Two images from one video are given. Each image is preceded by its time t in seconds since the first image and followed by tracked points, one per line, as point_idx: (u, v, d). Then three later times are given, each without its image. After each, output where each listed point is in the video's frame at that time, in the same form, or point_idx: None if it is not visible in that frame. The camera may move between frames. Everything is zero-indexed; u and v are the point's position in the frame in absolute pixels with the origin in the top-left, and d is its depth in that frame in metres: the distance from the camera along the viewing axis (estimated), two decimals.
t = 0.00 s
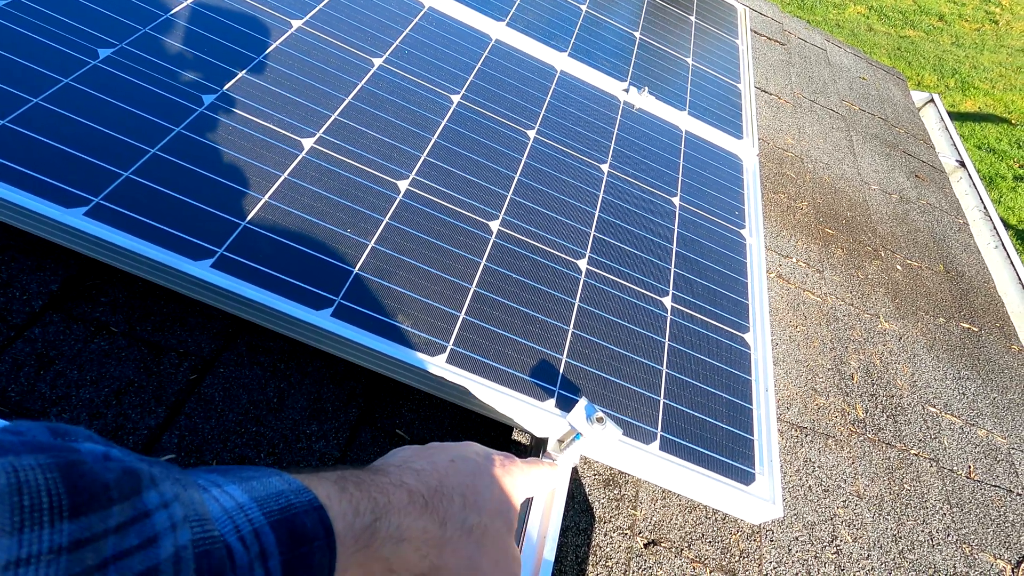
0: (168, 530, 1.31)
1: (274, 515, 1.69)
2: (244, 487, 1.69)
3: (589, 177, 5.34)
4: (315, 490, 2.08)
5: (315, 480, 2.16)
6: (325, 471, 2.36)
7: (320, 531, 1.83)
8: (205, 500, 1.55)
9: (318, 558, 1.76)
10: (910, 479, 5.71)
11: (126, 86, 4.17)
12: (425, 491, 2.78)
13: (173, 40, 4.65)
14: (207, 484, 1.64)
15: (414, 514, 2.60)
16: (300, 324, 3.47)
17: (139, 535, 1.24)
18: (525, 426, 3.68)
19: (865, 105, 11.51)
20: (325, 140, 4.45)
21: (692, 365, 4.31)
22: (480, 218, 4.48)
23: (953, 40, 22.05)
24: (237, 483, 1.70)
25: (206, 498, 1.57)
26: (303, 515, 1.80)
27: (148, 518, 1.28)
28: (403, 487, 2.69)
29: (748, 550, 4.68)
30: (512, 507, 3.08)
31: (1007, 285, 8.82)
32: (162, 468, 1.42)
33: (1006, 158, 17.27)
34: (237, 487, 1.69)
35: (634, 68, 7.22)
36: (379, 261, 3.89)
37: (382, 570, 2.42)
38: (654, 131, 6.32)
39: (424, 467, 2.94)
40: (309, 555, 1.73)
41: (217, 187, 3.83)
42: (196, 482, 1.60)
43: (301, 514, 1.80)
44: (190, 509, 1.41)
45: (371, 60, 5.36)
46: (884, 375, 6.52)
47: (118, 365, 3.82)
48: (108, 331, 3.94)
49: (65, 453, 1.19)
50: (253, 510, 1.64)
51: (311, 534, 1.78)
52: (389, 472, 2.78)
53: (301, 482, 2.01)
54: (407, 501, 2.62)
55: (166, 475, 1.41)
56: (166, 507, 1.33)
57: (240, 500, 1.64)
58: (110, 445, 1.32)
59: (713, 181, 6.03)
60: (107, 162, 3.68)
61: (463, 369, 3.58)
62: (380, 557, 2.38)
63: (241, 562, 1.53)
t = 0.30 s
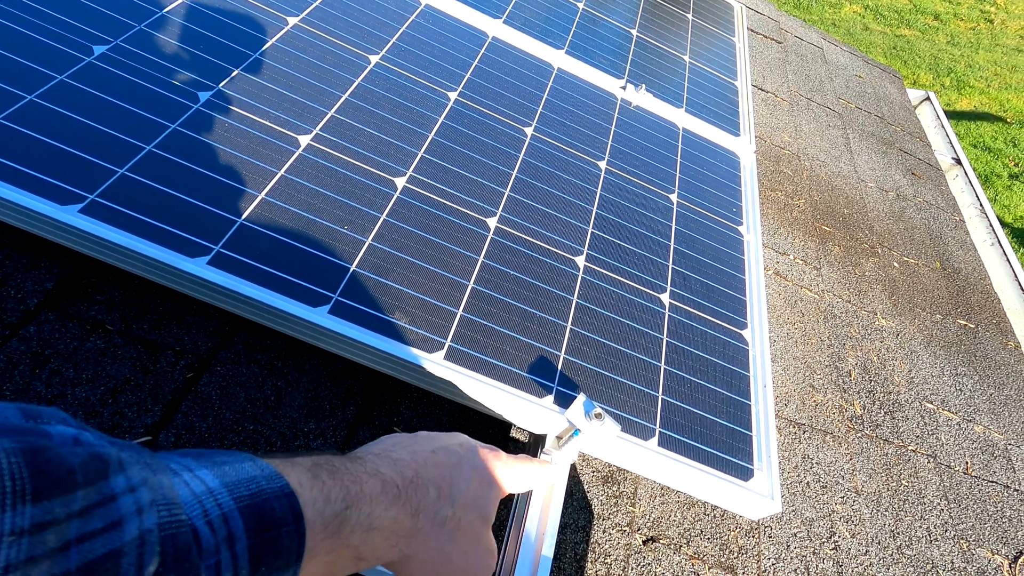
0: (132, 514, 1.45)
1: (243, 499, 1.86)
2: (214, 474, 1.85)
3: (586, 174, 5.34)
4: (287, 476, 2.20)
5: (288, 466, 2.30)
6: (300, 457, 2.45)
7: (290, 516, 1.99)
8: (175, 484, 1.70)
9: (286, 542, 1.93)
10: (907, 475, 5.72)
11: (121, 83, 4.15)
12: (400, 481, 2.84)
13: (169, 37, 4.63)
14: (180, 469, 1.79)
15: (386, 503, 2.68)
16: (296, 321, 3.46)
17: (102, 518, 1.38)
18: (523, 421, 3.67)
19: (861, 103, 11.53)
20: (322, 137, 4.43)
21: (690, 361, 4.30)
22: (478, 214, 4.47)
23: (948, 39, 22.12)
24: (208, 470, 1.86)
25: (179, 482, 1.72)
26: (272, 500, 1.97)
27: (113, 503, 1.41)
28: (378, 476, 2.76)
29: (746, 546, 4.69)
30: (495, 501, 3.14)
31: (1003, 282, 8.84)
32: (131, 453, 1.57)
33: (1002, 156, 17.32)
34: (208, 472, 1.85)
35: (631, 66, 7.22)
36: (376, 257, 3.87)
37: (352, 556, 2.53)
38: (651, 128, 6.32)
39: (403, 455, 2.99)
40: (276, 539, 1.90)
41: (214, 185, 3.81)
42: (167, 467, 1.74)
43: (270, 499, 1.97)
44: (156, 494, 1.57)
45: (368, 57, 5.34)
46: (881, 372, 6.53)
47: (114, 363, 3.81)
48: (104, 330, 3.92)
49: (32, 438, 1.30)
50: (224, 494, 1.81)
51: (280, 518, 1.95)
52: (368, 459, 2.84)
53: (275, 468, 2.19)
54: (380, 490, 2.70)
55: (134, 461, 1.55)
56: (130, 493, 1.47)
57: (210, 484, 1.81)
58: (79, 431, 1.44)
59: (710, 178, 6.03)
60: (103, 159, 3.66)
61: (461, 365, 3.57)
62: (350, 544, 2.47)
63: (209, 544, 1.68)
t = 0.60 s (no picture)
0: (145, 494, 1.46)
1: (249, 482, 1.89)
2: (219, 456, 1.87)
3: (582, 170, 5.33)
4: (292, 459, 2.20)
5: (292, 448, 2.28)
6: (302, 441, 2.42)
7: (294, 500, 2.03)
8: (183, 465, 1.72)
9: (291, 525, 1.98)
10: (903, 468, 5.74)
11: (113, 80, 4.13)
12: (402, 468, 2.83)
13: (160, 34, 4.60)
14: (186, 450, 1.81)
15: (388, 490, 2.68)
16: (291, 318, 3.45)
17: (118, 497, 1.38)
18: (521, 418, 3.65)
19: (855, 99, 11.55)
20: (317, 134, 4.41)
21: (686, 356, 4.31)
22: (473, 211, 4.46)
23: (941, 36, 22.19)
24: (213, 452, 1.88)
25: (186, 464, 1.74)
26: (276, 483, 2.00)
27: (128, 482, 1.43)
28: (380, 461, 2.75)
29: (744, 541, 4.70)
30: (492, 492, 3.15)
31: (996, 276, 8.88)
32: (141, 433, 1.58)
33: (995, 152, 17.41)
34: (214, 453, 1.87)
35: (625, 62, 7.22)
36: (372, 254, 3.86)
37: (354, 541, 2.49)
38: (646, 125, 6.32)
39: (404, 442, 2.97)
40: (281, 521, 1.95)
41: (207, 182, 3.79)
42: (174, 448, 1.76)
43: (274, 483, 2.00)
44: (168, 475, 1.58)
45: (362, 53, 5.32)
46: (876, 366, 6.55)
47: (108, 362, 3.78)
48: (97, 329, 3.89)
49: (46, 416, 1.31)
50: (230, 477, 1.84)
51: (284, 502, 1.99)
52: (370, 445, 2.82)
53: (280, 450, 2.20)
54: (383, 476, 2.69)
55: (146, 440, 1.56)
56: (144, 472, 1.49)
57: (217, 466, 1.83)
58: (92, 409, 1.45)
59: (705, 174, 6.03)
60: (95, 156, 3.63)
61: (458, 361, 3.56)
62: (354, 529, 2.46)
63: (218, 525, 1.72)
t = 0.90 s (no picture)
0: (133, 499, 1.49)
1: (236, 485, 1.92)
2: (206, 460, 1.89)
3: (575, 169, 5.36)
4: (280, 461, 2.21)
5: (280, 451, 2.28)
6: (294, 442, 2.42)
7: (282, 502, 2.05)
8: (171, 469, 1.75)
9: (278, 528, 2.01)
10: (896, 464, 5.78)
11: (105, 82, 4.14)
12: (390, 471, 2.82)
13: (152, 35, 4.61)
14: (173, 453, 1.83)
15: (376, 494, 2.67)
16: (285, 318, 3.47)
17: (106, 503, 1.41)
18: (514, 416, 3.68)
19: (849, 98, 11.60)
20: (310, 134, 4.42)
21: (679, 353, 4.33)
22: (467, 210, 4.48)
23: (935, 34, 22.29)
24: (201, 454, 1.90)
25: (174, 468, 1.76)
26: (263, 486, 2.02)
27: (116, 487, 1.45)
28: (369, 464, 2.76)
29: (737, 536, 4.73)
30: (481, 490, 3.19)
31: (989, 273, 8.94)
32: (129, 438, 1.60)
33: (989, 150, 17.49)
34: (202, 455, 1.89)
35: (619, 61, 7.25)
36: (365, 254, 3.88)
37: (339, 544, 2.50)
38: (640, 124, 6.35)
39: (394, 445, 2.98)
40: (268, 524, 1.98)
41: (199, 182, 3.80)
42: (161, 452, 1.77)
43: (262, 485, 2.02)
44: (156, 479, 1.61)
45: (355, 53, 5.33)
46: (869, 363, 6.59)
47: (102, 363, 3.79)
48: (91, 329, 3.90)
49: (33, 422, 1.32)
50: (217, 480, 1.86)
51: (271, 505, 2.01)
52: (359, 447, 2.83)
53: (269, 452, 2.21)
54: (371, 479, 2.68)
55: (134, 445, 1.59)
56: (131, 477, 1.51)
57: (205, 469, 1.86)
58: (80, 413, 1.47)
59: (698, 172, 6.06)
60: (88, 157, 3.64)
61: (450, 360, 3.58)
62: (340, 532, 2.46)
63: (204, 529, 1.75)
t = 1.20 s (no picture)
0: (125, 484, 1.51)
1: (231, 470, 1.87)
2: (201, 444, 1.85)
3: (571, 162, 5.36)
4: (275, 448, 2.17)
5: (275, 437, 2.24)
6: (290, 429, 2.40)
7: (277, 489, 2.00)
8: (165, 453, 1.71)
9: (272, 514, 1.95)
10: (892, 455, 5.80)
11: (100, 73, 4.13)
12: (386, 461, 2.82)
13: (147, 27, 4.60)
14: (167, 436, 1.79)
15: (370, 484, 2.66)
16: (282, 307, 3.47)
17: (98, 488, 1.43)
18: (511, 405, 3.69)
19: (845, 94, 11.63)
20: (305, 126, 4.42)
21: (675, 343, 4.34)
22: (463, 201, 4.48)
23: (931, 33, 22.34)
24: (196, 438, 1.86)
25: (168, 452, 1.73)
26: (259, 472, 1.98)
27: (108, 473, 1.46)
28: (364, 453, 2.74)
29: (734, 527, 4.74)
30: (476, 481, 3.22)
31: (984, 267, 8.97)
32: (123, 422, 1.59)
33: (985, 148, 17.55)
34: (197, 439, 1.86)
35: (615, 56, 7.26)
36: (361, 244, 3.88)
37: (331, 532, 2.50)
38: (636, 117, 6.36)
39: (391, 434, 2.98)
40: (263, 511, 1.93)
41: (194, 171, 3.80)
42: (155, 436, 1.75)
43: (258, 471, 1.97)
44: (149, 464, 1.61)
45: (351, 46, 5.34)
46: (865, 356, 6.61)
47: (97, 354, 3.79)
48: (87, 321, 3.90)
49: (29, 406, 1.34)
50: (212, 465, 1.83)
51: (266, 491, 1.96)
52: (356, 435, 2.82)
53: (263, 438, 2.16)
54: (367, 469, 2.67)
55: (127, 430, 1.58)
56: (123, 463, 1.51)
57: (199, 454, 1.81)
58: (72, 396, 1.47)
59: (694, 166, 6.07)
60: (83, 147, 3.64)
61: (446, 349, 3.58)
62: (333, 521, 2.46)
63: (197, 515, 1.71)
